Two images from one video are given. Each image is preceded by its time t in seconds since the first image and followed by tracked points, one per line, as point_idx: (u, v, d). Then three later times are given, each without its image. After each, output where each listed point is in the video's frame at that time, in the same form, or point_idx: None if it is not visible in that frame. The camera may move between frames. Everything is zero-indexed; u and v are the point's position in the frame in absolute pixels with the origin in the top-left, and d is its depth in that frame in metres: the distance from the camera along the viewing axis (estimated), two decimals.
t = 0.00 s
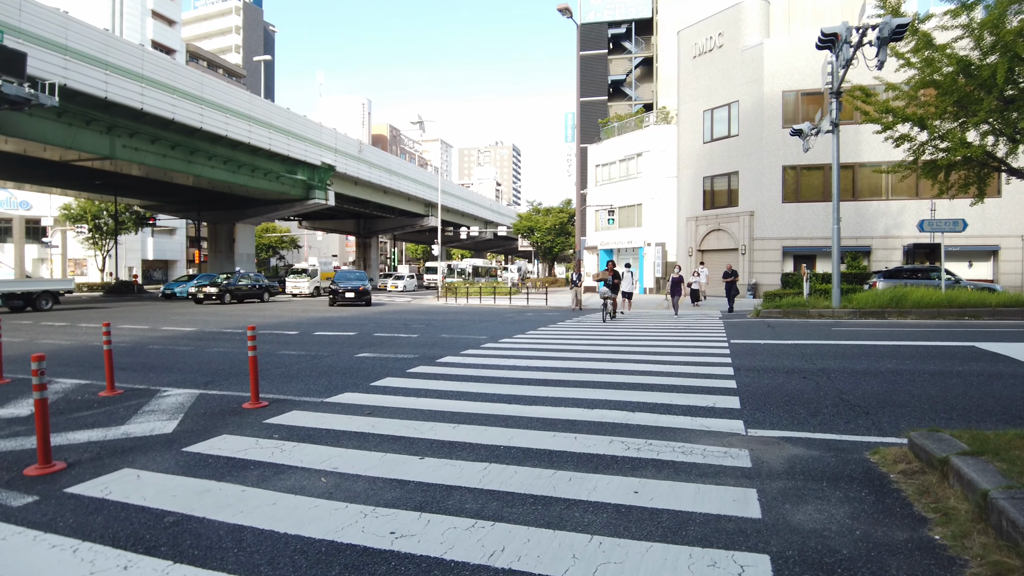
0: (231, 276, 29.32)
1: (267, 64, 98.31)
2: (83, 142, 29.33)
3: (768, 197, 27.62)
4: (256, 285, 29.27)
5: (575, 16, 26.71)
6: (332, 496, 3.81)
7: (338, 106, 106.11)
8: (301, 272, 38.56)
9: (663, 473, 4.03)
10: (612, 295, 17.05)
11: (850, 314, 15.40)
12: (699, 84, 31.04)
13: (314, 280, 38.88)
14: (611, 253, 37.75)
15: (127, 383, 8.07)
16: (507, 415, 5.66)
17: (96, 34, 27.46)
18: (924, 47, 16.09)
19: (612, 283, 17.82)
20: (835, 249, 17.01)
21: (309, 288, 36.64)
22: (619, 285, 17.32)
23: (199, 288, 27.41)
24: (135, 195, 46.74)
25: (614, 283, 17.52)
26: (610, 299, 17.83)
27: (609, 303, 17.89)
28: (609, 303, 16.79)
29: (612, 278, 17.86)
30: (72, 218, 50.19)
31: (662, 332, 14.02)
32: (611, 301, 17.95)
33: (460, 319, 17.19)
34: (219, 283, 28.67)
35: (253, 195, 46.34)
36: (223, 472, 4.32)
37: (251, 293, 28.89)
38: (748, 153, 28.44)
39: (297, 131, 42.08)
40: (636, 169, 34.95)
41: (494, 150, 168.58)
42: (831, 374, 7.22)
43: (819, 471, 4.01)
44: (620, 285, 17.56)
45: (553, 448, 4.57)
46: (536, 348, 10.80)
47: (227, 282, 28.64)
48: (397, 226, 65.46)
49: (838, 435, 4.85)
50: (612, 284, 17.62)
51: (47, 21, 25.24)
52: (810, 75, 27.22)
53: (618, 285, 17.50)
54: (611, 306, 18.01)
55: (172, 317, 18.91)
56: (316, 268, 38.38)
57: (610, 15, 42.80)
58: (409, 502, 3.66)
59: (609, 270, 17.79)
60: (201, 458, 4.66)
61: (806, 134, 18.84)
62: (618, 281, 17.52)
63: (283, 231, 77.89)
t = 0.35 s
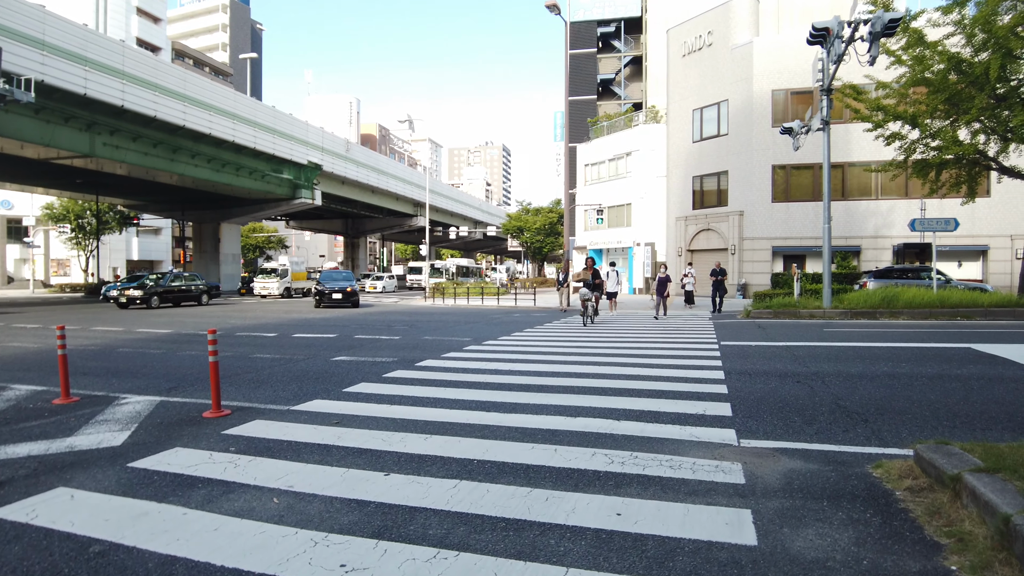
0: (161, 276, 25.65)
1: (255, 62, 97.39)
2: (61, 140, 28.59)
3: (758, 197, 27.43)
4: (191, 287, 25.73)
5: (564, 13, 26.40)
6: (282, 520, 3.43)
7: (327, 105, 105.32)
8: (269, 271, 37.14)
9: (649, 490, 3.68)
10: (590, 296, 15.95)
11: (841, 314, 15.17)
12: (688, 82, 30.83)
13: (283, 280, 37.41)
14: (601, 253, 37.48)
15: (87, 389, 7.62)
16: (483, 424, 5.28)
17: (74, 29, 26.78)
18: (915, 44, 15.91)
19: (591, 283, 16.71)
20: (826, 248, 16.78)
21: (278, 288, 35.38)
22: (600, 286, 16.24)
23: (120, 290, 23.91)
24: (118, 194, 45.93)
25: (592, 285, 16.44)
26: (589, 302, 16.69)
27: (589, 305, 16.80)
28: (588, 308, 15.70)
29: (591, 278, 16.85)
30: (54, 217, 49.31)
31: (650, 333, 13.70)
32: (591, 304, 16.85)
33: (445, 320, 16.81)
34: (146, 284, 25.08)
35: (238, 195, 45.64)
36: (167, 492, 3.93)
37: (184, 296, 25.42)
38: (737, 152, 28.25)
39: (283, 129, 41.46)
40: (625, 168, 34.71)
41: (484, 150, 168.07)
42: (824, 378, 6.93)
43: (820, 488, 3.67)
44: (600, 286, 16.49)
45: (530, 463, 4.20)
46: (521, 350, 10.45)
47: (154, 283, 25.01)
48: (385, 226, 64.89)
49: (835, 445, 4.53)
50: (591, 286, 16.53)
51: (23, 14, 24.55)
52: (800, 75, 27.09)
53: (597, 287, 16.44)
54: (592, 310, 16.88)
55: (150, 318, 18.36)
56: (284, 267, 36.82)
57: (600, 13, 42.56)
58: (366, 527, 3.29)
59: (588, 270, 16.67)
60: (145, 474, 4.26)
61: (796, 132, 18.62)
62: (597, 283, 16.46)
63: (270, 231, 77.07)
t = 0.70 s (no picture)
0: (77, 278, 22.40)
1: (247, 61, 96.74)
2: (46, 138, 28.00)
3: (752, 196, 27.19)
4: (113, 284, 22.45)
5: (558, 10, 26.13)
6: (226, 551, 3.06)
7: (319, 105, 104.71)
8: (240, 271, 35.14)
9: (638, 513, 3.33)
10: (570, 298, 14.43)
11: (837, 316, 14.89)
12: (682, 81, 30.56)
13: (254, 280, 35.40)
14: (594, 253, 37.16)
15: (50, 395, 7.24)
16: (462, 435, 4.92)
17: (58, 24, 26.23)
18: (913, 41, 15.66)
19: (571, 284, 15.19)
20: (822, 248, 16.47)
21: (249, 290, 33.44)
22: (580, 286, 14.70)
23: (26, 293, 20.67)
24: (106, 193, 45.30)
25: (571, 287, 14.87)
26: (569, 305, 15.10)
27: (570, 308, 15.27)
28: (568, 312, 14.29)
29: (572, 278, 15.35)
30: (42, 217, 48.68)
31: (644, 334, 13.37)
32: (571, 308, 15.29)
33: (433, 321, 16.46)
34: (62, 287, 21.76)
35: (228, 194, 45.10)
36: (107, 515, 3.55)
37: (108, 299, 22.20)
38: (732, 151, 28.01)
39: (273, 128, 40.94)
40: (619, 168, 34.43)
41: (478, 151, 167.61)
42: (824, 383, 6.60)
43: (826, 510, 3.32)
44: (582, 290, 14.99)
45: (509, 480, 3.85)
46: (510, 353, 10.07)
47: (68, 285, 21.80)
48: (378, 226, 64.46)
49: (839, 459, 4.19)
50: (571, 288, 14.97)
51: (6, 10, 24.01)
52: (795, 73, 26.84)
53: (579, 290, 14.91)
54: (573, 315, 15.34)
55: (132, 320, 17.91)
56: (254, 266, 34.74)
57: (593, 12, 42.31)
58: (321, 558, 2.92)
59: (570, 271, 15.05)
60: (88, 494, 3.88)
61: (792, 131, 18.37)
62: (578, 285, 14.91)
63: (262, 231, 76.47)
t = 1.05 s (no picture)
0: None
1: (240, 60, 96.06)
2: (31, 136, 27.46)
3: (749, 196, 26.90)
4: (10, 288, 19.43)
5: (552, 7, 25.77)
6: None
7: (314, 104, 104.10)
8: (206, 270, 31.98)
9: (629, 546, 2.96)
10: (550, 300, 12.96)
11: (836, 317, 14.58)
12: (678, 80, 30.25)
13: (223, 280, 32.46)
14: (589, 253, 36.82)
15: (10, 404, 6.85)
16: (440, 451, 4.54)
17: (44, 20, 25.69)
18: (912, 37, 15.37)
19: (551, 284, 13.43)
20: (821, 248, 16.12)
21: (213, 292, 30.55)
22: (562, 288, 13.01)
23: None
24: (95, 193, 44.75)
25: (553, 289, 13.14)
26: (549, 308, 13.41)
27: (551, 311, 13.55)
28: (547, 316, 12.63)
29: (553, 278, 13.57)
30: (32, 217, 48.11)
31: (640, 336, 13.00)
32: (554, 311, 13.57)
33: (424, 323, 16.08)
34: None
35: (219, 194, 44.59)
36: (33, 548, 3.17)
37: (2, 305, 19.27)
38: (728, 151, 27.72)
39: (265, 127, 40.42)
40: (614, 167, 34.12)
41: (473, 151, 167.08)
42: (828, 392, 6.26)
43: (840, 543, 2.96)
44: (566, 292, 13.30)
45: (487, 506, 3.48)
46: (500, 356, 9.67)
47: None
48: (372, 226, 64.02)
49: (850, 479, 3.84)
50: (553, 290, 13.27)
51: None
52: (791, 72, 26.59)
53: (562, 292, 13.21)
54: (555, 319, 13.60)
55: (115, 322, 17.44)
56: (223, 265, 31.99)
57: (588, 11, 41.97)
58: None
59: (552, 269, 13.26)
60: (17, 521, 3.48)
61: (789, 129, 18.08)
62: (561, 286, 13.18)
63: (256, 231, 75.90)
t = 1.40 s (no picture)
0: None
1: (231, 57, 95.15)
2: (14, 133, 26.85)
3: (743, 195, 26.64)
4: None
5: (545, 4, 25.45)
6: None
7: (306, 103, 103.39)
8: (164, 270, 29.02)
9: None
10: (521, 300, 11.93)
11: (832, 317, 14.29)
12: (672, 78, 29.97)
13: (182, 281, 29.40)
14: (582, 252, 36.50)
15: None
16: (411, 465, 4.16)
17: (26, 15, 25.07)
18: (910, 32, 15.10)
19: (523, 284, 12.03)
20: (816, 247, 15.77)
21: (168, 295, 27.87)
22: (536, 287, 11.58)
23: None
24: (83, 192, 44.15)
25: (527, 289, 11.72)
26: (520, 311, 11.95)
27: (523, 315, 12.10)
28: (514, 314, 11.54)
29: (524, 278, 12.16)
30: (20, 216, 47.52)
31: (633, 336, 12.67)
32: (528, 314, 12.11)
33: (411, 324, 15.70)
34: None
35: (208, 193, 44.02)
36: None
37: None
38: (722, 149, 27.46)
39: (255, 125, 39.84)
40: (607, 166, 33.84)
41: (467, 150, 166.54)
42: (828, 396, 5.94)
43: None
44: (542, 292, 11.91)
45: (456, 530, 3.11)
46: (486, 358, 9.32)
47: None
48: (364, 226, 63.51)
49: (857, 496, 3.50)
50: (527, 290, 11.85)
51: None
52: (785, 70, 26.35)
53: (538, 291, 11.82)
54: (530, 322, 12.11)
55: (95, 323, 16.98)
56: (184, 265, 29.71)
57: (581, 8, 41.61)
58: None
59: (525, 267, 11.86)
60: None
61: (783, 127, 17.83)
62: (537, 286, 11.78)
63: (247, 231, 75.23)
